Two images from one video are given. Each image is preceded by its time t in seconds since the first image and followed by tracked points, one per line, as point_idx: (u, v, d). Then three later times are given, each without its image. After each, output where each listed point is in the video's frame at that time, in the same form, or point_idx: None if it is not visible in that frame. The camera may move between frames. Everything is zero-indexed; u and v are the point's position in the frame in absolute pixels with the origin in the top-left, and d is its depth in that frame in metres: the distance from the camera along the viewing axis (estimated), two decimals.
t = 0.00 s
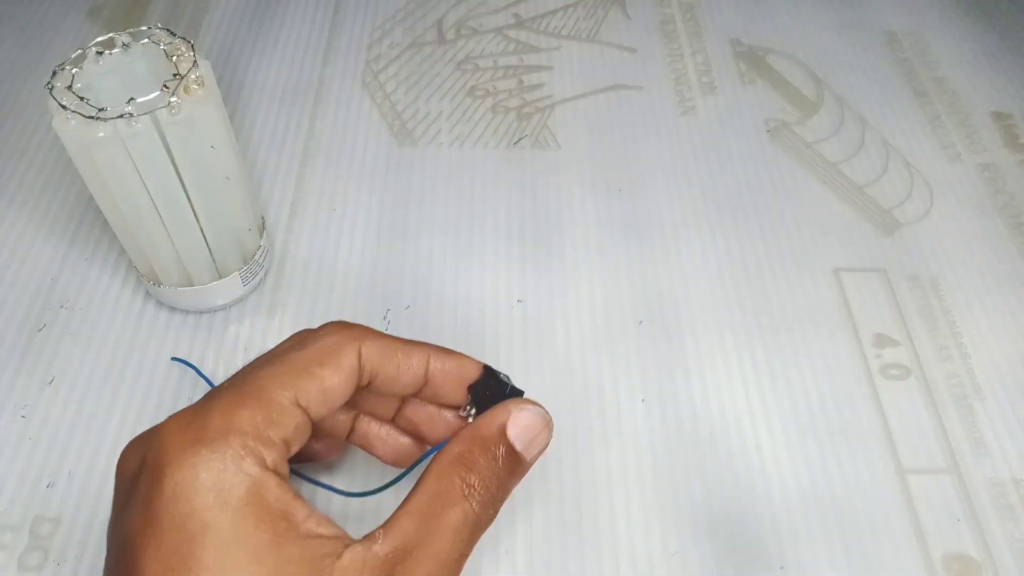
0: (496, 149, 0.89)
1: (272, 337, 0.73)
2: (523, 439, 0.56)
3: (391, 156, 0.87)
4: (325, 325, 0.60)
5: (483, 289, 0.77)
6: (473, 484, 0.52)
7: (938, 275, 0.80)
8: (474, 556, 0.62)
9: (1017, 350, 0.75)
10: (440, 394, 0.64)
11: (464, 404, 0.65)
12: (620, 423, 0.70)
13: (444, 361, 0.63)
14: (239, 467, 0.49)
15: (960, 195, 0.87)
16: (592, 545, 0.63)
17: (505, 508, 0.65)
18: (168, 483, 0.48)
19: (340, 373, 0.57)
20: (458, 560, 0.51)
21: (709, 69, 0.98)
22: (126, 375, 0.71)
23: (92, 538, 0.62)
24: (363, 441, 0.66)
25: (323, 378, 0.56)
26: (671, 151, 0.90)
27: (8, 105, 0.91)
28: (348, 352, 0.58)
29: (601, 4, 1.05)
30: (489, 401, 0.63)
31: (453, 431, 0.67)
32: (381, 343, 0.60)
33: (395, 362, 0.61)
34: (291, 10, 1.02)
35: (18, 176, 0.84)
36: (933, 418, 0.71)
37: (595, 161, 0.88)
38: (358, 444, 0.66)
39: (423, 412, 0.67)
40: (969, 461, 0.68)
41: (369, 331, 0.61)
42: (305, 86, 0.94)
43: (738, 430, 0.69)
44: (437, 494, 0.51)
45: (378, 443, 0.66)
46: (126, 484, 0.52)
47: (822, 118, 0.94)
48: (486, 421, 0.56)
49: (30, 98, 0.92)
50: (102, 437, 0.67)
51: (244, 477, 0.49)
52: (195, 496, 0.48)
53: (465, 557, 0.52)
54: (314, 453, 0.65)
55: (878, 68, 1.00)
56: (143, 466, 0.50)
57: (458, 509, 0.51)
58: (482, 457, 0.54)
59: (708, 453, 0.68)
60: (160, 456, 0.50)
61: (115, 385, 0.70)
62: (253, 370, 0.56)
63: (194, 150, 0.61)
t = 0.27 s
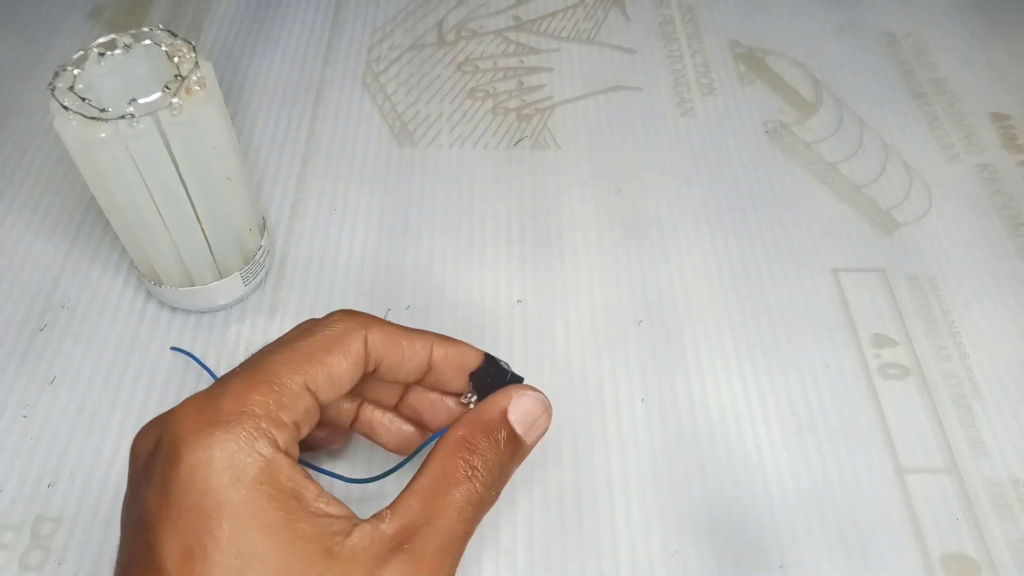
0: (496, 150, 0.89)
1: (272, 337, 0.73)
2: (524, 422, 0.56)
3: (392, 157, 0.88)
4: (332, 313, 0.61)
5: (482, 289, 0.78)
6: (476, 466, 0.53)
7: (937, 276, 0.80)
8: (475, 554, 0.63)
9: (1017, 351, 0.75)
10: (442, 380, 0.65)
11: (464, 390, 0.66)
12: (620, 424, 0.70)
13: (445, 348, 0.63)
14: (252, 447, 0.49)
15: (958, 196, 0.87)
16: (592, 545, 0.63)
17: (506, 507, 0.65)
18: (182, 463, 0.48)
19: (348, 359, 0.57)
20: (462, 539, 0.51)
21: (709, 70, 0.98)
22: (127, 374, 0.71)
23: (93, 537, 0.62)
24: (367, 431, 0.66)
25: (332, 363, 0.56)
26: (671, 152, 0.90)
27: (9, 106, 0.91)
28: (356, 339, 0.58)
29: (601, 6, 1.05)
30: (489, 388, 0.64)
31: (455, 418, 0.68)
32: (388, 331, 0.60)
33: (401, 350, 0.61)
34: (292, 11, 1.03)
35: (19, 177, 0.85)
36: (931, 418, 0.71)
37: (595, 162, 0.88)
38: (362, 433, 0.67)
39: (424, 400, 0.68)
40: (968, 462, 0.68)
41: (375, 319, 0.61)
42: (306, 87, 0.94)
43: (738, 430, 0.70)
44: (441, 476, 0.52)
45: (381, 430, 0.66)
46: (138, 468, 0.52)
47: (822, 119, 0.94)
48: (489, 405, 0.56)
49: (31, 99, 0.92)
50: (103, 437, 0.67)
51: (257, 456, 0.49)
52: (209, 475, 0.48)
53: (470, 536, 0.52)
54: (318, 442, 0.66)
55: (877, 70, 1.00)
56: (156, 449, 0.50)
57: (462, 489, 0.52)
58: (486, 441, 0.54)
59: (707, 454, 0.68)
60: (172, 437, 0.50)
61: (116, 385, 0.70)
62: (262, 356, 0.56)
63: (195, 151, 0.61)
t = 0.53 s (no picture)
0: (496, 149, 0.89)
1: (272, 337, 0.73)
2: (523, 412, 0.56)
3: (391, 156, 0.87)
4: (326, 304, 0.63)
5: (482, 289, 0.78)
6: (474, 455, 0.53)
7: (937, 275, 0.80)
8: (475, 554, 0.63)
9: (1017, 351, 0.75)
10: (442, 363, 0.68)
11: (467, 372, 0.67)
12: (620, 424, 0.70)
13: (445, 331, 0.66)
14: (248, 432, 0.51)
15: (958, 195, 0.87)
16: (592, 545, 0.63)
17: (506, 507, 0.65)
18: (178, 450, 0.49)
19: (344, 347, 0.59)
20: (457, 526, 0.52)
21: (709, 70, 0.98)
22: (127, 374, 0.71)
23: (93, 537, 0.62)
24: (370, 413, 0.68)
25: (328, 351, 0.58)
26: (671, 152, 0.90)
27: (9, 105, 0.91)
28: (351, 327, 0.60)
29: (601, 5, 1.05)
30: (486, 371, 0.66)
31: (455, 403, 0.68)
32: (385, 318, 0.63)
33: (398, 336, 0.64)
34: (292, 10, 1.03)
35: (19, 177, 0.85)
36: (931, 418, 0.71)
37: (595, 162, 0.88)
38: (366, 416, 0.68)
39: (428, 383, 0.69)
40: (968, 461, 0.68)
41: (371, 308, 0.63)
42: (306, 86, 0.94)
43: (738, 430, 0.70)
44: (438, 462, 0.52)
45: (384, 413, 0.67)
46: (136, 453, 0.53)
47: (822, 119, 0.94)
48: (488, 394, 0.56)
49: (30, 98, 0.92)
50: (103, 437, 0.67)
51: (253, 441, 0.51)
52: (205, 461, 0.49)
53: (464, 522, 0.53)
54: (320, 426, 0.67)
55: (877, 69, 1.00)
56: (152, 435, 0.52)
57: (458, 476, 0.52)
58: (484, 429, 0.54)
59: (707, 454, 0.68)
60: (168, 424, 0.51)
61: (116, 385, 0.70)
62: (260, 345, 0.58)
63: (195, 151, 0.61)
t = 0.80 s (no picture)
0: (496, 150, 0.89)
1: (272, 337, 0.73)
2: (576, 404, 0.54)
3: (391, 157, 0.87)
4: (357, 265, 0.62)
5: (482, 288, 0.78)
6: (509, 444, 0.53)
7: (937, 275, 0.80)
8: (476, 554, 0.63)
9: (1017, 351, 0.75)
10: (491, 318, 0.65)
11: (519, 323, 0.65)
12: (620, 424, 0.70)
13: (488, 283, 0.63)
14: (244, 418, 0.51)
15: (958, 196, 0.87)
16: (591, 545, 0.63)
17: (506, 507, 0.65)
18: (174, 442, 0.50)
19: (356, 317, 0.58)
20: (483, 510, 0.54)
21: (709, 70, 0.98)
22: (127, 374, 0.71)
23: (93, 537, 0.62)
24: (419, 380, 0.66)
25: (336, 324, 0.57)
26: (671, 152, 0.90)
27: (9, 105, 0.91)
28: (373, 295, 0.59)
29: (601, 5, 1.05)
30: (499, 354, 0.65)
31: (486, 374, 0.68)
32: (408, 283, 0.61)
33: (431, 295, 0.63)
34: (292, 10, 1.03)
35: (19, 177, 0.85)
36: (931, 418, 0.71)
37: (595, 162, 0.88)
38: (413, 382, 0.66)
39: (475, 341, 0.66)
40: (968, 462, 0.68)
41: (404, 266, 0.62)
42: (306, 86, 0.94)
43: (738, 430, 0.70)
44: (471, 448, 0.53)
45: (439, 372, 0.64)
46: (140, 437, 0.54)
47: (822, 119, 0.94)
48: (534, 381, 0.55)
49: (30, 98, 0.92)
50: (103, 437, 0.67)
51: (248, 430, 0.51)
52: (204, 452, 0.50)
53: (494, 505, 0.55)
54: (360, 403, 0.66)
55: (877, 69, 1.00)
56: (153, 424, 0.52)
57: (489, 465, 0.53)
58: (522, 419, 0.53)
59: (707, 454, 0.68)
60: (166, 413, 0.51)
61: (116, 385, 0.70)
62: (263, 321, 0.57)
63: (195, 151, 0.61)
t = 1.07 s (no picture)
0: (496, 150, 0.89)
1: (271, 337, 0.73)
2: (469, 321, 0.57)
3: (391, 157, 0.87)
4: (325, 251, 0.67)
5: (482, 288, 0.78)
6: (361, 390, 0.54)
7: (936, 275, 0.80)
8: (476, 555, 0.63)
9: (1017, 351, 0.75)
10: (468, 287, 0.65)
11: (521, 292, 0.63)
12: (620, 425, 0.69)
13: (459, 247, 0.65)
14: (183, 393, 0.57)
15: (958, 196, 0.87)
16: (591, 545, 0.63)
17: (506, 508, 0.65)
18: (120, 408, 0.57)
19: (309, 292, 0.62)
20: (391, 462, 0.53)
21: (709, 71, 0.98)
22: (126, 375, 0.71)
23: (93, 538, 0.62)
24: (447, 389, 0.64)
25: (289, 298, 0.62)
26: (671, 152, 0.90)
27: (8, 106, 0.91)
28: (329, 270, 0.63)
29: (601, 5, 1.05)
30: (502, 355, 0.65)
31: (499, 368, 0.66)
32: (366, 255, 0.64)
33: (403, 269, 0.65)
34: (292, 10, 1.03)
35: (19, 177, 0.85)
36: (932, 419, 0.71)
37: (595, 162, 0.88)
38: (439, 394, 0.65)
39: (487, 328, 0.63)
40: (968, 462, 0.68)
41: (373, 239, 0.66)
42: (306, 86, 0.94)
43: (737, 430, 0.70)
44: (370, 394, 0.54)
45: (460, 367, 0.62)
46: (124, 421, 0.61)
47: (822, 120, 0.94)
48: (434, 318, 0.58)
49: (30, 98, 0.92)
50: (101, 437, 0.67)
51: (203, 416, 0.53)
52: (134, 412, 0.55)
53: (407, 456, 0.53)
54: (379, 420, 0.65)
55: (877, 70, 1.00)
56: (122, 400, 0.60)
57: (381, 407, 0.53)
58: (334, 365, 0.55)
59: (706, 454, 0.68)
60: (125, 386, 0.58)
61: (115, 385, 0.70)
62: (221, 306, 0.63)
63: (194, 150, 0.61)
